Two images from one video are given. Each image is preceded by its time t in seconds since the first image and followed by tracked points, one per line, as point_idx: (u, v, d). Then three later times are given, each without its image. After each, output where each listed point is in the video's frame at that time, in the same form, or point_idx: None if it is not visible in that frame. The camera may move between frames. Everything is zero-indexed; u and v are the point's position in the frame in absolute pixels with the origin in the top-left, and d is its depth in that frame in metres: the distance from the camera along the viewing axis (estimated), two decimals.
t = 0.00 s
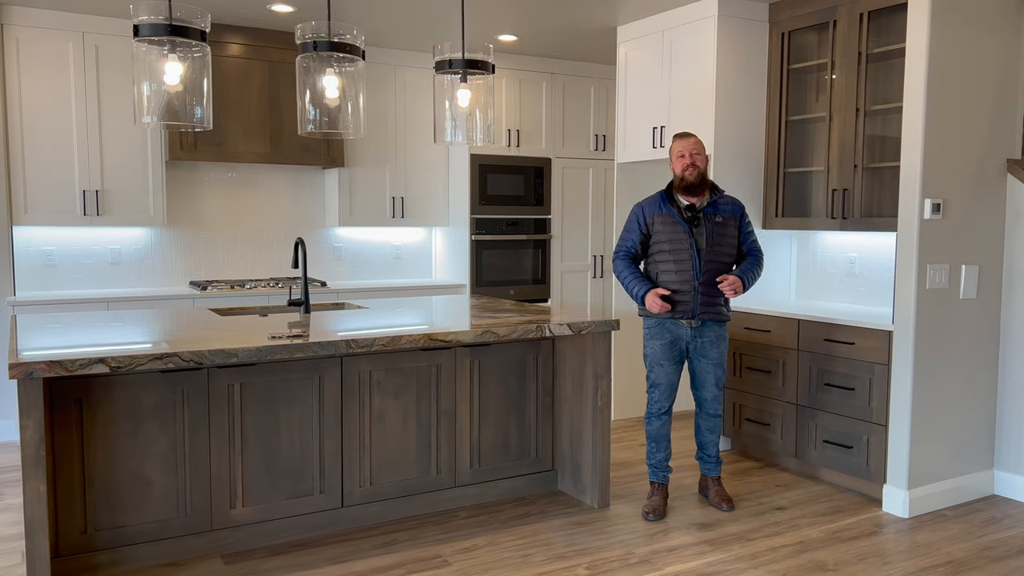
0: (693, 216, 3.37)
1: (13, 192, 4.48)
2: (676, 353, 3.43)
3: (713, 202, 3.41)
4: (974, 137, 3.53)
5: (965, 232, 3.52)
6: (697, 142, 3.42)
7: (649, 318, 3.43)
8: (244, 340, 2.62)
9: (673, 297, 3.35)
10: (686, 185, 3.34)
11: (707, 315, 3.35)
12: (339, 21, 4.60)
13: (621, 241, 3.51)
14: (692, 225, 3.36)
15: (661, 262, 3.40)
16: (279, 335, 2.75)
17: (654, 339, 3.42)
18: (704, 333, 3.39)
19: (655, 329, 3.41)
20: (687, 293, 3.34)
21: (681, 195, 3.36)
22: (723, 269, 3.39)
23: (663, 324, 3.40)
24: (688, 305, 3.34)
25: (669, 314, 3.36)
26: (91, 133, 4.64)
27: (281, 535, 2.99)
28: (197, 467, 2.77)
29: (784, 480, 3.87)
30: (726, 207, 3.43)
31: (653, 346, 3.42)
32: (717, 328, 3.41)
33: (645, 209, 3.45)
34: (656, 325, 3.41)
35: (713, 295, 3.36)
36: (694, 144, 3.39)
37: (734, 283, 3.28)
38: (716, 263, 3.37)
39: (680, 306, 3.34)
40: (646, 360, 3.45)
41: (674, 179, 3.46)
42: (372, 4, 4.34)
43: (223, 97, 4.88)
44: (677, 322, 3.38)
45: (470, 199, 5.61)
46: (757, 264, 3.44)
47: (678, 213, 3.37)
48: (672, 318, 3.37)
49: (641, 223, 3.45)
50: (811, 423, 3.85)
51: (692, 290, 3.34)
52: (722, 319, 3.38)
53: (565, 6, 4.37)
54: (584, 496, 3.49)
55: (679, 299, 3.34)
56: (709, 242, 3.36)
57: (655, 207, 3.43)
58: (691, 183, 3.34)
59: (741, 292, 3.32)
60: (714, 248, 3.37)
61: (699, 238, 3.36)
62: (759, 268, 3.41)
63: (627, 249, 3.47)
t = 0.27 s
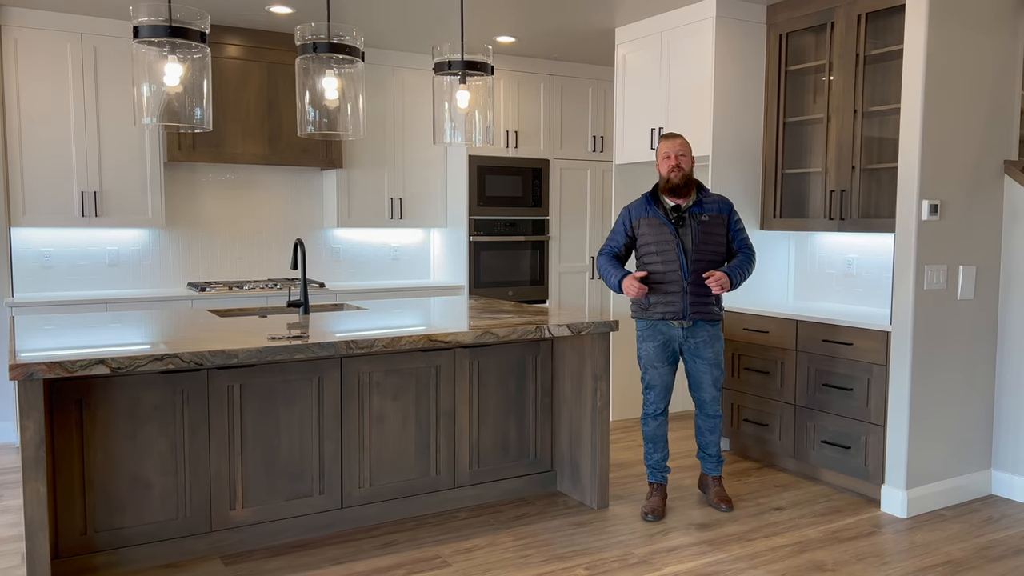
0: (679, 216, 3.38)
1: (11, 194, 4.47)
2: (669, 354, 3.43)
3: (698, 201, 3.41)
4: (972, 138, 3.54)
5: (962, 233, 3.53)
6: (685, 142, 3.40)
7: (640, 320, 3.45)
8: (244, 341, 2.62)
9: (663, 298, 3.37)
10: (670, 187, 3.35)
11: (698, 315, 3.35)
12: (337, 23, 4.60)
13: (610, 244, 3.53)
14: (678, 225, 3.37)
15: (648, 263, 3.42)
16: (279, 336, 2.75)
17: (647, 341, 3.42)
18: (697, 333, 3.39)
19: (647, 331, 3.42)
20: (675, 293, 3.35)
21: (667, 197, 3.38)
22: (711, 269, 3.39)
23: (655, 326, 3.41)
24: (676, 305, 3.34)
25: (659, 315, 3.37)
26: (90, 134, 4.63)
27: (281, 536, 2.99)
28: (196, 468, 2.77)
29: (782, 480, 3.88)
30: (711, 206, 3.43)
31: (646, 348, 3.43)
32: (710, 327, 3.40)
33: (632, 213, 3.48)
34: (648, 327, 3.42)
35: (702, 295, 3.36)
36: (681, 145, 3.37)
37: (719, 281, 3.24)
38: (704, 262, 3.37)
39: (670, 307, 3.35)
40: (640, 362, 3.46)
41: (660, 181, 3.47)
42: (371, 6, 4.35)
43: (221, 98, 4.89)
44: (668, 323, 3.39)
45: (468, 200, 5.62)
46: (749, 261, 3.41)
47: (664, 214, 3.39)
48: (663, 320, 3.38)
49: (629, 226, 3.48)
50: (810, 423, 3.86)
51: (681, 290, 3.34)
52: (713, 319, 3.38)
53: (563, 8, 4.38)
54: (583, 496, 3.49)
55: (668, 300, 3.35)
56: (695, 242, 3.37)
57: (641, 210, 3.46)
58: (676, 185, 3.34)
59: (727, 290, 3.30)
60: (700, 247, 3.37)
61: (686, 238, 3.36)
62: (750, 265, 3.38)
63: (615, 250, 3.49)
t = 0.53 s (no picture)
0: (669, 217, 3.38)
1: (11, 196, 4.47)
2: (665, 356, 3.44)
3: (688, 202, 3.41)
4: (971, 139, 3.55)
5: (961, 234, 3.54)
6: (675, 144, 3.41)
7: (636, 323, 3.45)
8: (245, 343, 2.63)
9: (656, 299, 3.37)
10: (659, 191, 3.36)
11: (692, 315, 3.34)
12: (338, 25, 4.61)
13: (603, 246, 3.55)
14: (669, 226, 3.37)
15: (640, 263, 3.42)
16: (280, 337, 2.75)
17: (643, 344, 3.43)
18: (692, 334, 3.39)
19: (643, 333, 3.43)
20: (667, 293, 3.35)
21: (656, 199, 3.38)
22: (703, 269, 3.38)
23: (650, 328, 3.41)
24: (670, 306, 3.34)
25: (654, 317, 3.38)
26: (90, 136, 4.64)
27: (281, 537, 2.99)
28: (197, 469, 2.77)
29: (782, 481, 3.88)
30: (702, 206, 3.42)
31: (643, 351, 3.44)
32: (706, 328, 3.40)
33: (622, 215, 3.49)
34: (644, 330, 3.43)
35: (695, 295, 3.35)
36: (671, 147, 3.37)
37: (707, 279, 3.25)
38: (695, 262, 3.37)
39: (664, 308, 3.35)
40: (637, 364, 3.47)
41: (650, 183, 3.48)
42: (372, 7, 4.36)
43: (221, 100, 4.89)
44: (663, 325, 3.39)
45: (467, 201, 5.62)
46: (741, 259, 3.39)
47: (654, 215, 3.39)
48: (657, 322, 3.38)
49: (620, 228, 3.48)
50: (810, 424, 3.87)
51: (673, 290, 3.34)
52: (708, 318, 3.37)
53: (563, 9, 4.39)
54: (583, 497, 3.49)
55: (662, 300, 3.36)
56: (685, 242, 3.37)
57: (631, 212, 3.46)
58: (664, 189, 3.36)
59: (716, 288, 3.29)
60: (691, 247, 3.37)
61: (676, 239, 3.36)
62: (743, 265, 3.36)
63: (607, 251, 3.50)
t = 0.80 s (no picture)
0: (665, 220, 3.39)
1: (13, 198, 4.48)
2: (664, 359, 3.44)
3: (683, 204, 3.42)
4: (971, 141, 3.55)
5: (962, 236, 3.54)
6: (670, 145, 3.42)
7: (634, 326, 3.45)
8: (247, 345, 2.63)
9: (654, 301, 3.37)
10: (654, 192, 3.37)
11: (690, 316, 3.35)
12: (339, 27, 4.62)
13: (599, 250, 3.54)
14: (665, 229, 3.38)
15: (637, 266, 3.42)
16: (281, 339, 2.76)
17: (641, 347, 3.43)
18: (690, 336, 3.39)
19: (641, 336, 3.43)
20: (665, 296, 3.35)
21: (651, 201, 3.39)
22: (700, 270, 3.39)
23: (648, 331, 3.41)
24: (668, 308, 3.35)
25: (652, 320, 3.38)
26: (91, 138, 4.65)
27: (283, 539, 2.99)
28: (199, 471, 2.78)
29: (783, 483, 3.89)
30: (697, 208, 3.43)
31: (641, 354, 3.44)
32: (704, 329, 3.40)
33: (618, 218, 3.50)
34: (642, 333, 3.43)
35: (693, 297, 3.36)
36: (665, 148, 3.39)
37: (705, 281, 3.24)
38: (693, 264, 3.38)
39: (662, 310, 3.35)
40: (635, 367, 3.47)
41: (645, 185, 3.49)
42: (373, 10, 4.36)
43: (222, 102, 4.90)
44: (661, 328, 3.39)
45: (468, 203, 5.63)
46: (738, 260, 3.40)
47: (650, 218, 3.40)
48: (655, 324, 3.38)
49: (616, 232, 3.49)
50: (811, 425, 3.87)
51: (671, 292, 3.35)
52: (706, 320, 3.38)
53: (564, 12, 4.40)
54: (584, 499, 3.50)
55: (659, 303, 3.36)
56: (682, 244, 3.37)
57: (627, 214, 3.47)
58: (659, 190, 3.36)
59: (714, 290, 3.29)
60: (688, 249, 3.38)
61: (672, 241, 3.37)
62: (739, 266, 3.37)
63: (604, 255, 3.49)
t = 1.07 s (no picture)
0: (664, 221, 3.40)
1: (15, 201, 4.49)
2: (664, 361, 3.44)
3: (681, 206, 3.43)
4: (972, 142, 3.56)
5: (962, 237, 3.54)
6: (669, 147, 3.43)
7: (633, 329, 3.45)
8: (249, 347, 2.63)
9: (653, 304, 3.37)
10: (655, 192, 3.36)
11: (690, 318, 3.35)
12: (340, 30, 4.63)
13: (597, 252, 3.52)
14: (665, 230, 3.39)
15: (636, 269, 3.41)
16: (283, 342, 2.76)
17: (642, 349, 3.43)
18: (690, 337, 3.39)
19: (641, 339, 3.42)
20: (665, 298, 3.36)
21: (651, 203, 3.39)
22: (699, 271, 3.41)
23: (648, 334, 3.41)
24: (669, 311, 3.35)
25: (652, 322, 3.37)
26: (93, 141, 4.66)
27: (284, 541, 3.00)
28: (200, 473, 2.78)
29: (784, 485, 3.89)
30: (695, 209, 3.44)
31: (641, 356, 3.43)
32: (703, 330, 3.41)
33: (617, 219, 3.49)
34: (641, 336, 3.42)
35: (692, 299, 3.37)
36: (665, 150, 3.39)
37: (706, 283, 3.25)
38: (693, 265, 3.39)
39: (662, 312, 3.36)
40: (635, 370, 3.47)
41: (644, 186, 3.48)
42: (374, 13, 4.37)
43: (223, 104, 4.91)
44: (661, 330, 3.39)
45: (469, 206, 5.63)
46: (734, 262, 3.42)
47: (649, 220, 3.40)
48: (655, 327, 3.38)
49: (614, 233, 3.48)
50: (812, 427, 3.87)
51: (671, 294, 3.35)
52: (706, 321, 3.39)
53: (564, 14, 4.40)
54: (585, 500, 3.50)
55: (659, 305, 3.36)
56: (682, 246, 3.38)
57: (626, 216, 3.47)
58: (660, 190, 3.36)
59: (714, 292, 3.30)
60: (687, 251, 3.39)
61: (672, 242, 3.37)
62: (737, 265, 3.41)
63: (606, 261, 3.47)
